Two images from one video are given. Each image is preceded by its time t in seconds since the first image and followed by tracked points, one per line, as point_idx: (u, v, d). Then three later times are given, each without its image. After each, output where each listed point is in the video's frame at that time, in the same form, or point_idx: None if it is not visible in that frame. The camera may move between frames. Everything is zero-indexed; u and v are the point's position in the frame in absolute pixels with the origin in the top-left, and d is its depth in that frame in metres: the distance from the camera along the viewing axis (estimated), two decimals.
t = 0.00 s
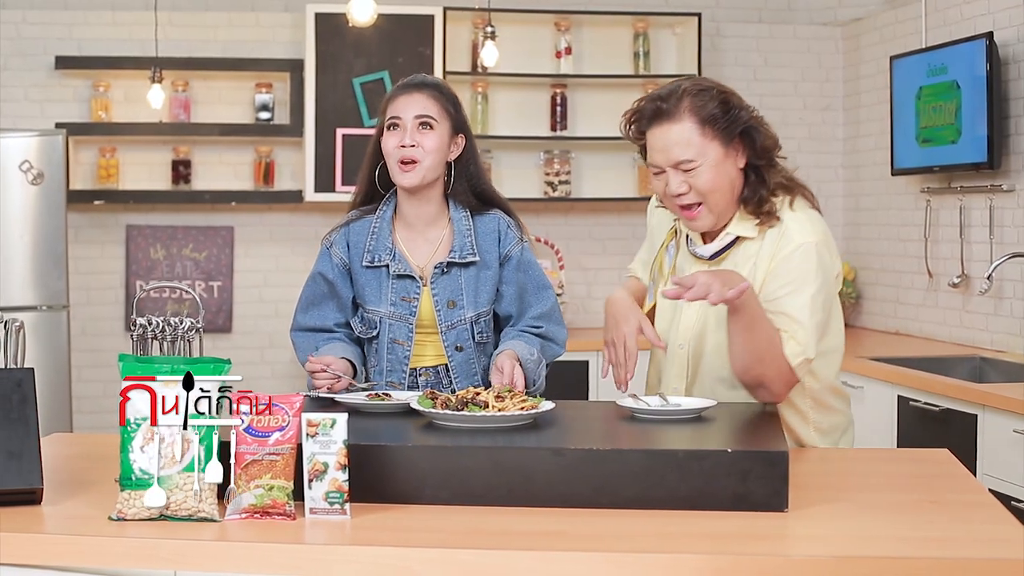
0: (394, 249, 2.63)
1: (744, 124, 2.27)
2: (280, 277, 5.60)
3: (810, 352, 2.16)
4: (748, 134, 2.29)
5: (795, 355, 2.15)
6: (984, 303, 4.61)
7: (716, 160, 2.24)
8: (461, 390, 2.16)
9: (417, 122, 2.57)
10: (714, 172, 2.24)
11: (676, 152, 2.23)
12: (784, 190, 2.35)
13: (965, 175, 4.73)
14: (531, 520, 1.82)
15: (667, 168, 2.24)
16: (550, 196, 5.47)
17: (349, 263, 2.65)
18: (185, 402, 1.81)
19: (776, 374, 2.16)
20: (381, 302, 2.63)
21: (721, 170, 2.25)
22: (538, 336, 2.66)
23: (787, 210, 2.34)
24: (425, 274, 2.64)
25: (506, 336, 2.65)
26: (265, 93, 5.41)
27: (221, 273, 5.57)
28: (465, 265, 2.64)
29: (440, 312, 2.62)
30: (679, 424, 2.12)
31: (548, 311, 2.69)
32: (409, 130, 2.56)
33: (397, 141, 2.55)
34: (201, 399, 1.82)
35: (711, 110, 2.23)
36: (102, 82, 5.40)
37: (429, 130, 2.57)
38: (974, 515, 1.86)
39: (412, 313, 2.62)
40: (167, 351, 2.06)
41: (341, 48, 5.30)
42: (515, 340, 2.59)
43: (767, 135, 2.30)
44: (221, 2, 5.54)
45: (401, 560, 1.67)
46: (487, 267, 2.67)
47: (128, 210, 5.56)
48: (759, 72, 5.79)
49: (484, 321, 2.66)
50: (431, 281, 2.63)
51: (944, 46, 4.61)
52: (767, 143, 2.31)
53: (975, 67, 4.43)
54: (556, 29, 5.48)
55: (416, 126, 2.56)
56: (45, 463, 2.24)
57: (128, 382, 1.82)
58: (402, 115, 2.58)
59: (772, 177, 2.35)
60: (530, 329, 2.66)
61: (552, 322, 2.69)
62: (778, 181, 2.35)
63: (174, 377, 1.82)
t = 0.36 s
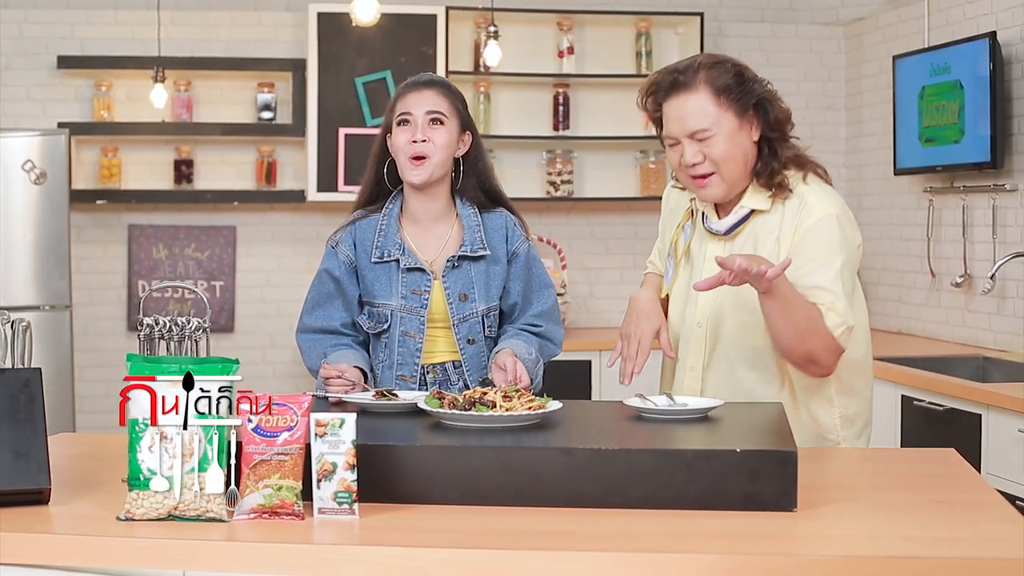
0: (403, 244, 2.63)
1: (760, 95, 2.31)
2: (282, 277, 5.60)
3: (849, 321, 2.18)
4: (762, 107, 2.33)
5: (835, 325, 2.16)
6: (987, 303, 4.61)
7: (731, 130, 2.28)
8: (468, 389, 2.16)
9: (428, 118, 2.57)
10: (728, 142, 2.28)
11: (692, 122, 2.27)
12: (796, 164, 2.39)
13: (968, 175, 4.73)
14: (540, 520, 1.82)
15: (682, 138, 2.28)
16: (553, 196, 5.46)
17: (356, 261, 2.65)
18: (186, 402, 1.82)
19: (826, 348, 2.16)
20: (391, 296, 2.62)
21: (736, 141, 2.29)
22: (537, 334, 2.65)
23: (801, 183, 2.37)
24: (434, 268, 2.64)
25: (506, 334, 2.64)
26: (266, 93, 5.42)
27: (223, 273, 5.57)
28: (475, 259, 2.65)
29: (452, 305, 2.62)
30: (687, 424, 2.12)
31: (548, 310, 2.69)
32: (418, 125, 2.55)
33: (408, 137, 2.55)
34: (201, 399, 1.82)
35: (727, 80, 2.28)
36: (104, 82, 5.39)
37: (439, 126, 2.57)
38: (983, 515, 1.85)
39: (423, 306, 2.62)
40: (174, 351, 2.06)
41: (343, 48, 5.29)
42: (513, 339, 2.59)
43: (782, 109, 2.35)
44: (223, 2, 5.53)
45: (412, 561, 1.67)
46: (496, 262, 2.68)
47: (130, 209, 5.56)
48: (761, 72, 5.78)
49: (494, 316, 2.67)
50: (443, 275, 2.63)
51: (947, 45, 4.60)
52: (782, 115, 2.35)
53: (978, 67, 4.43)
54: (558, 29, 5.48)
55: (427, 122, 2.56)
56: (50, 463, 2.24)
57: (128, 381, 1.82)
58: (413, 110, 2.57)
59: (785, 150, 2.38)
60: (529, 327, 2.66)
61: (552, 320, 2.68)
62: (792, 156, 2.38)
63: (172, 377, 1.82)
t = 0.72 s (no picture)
0: (393, 239, 2.61)
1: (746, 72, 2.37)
2: (282, 277, 5.59)
3: (850, 290, 2.21)
4: (748, 90, 2.36)
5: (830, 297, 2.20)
6: (988, 302, 4.61)
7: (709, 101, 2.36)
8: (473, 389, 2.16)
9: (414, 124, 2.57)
10: (706, 115, 2.36)
11: (678, 92, 2.38)
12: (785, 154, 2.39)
13: (968, 175, 4.73)
14: (547, 520, 1.82)
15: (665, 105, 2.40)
16: (553, 195, 5.45)
17: (345, 259, 2.60)
18: (186, 401, 1.80)
19: (833, 321, 2.19)
20: (383, 285, 2.60)
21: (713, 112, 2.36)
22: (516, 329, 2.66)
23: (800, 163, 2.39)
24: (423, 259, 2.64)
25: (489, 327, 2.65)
26: (266, 92, 5.42)
27: (223, 273, 5.56)
28: (463, 252, 2.65)
29: (443, 294, 2.62)
30: (692, 424, 2.12)
31: (525, 306, 2.70)
32: (406, 131, 2.55)
33: (394, 142, 2.55)
34: (201, 399, 1.81)
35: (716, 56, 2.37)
36: (104, 81, 5.39)
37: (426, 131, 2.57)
38: (990, 514, 1.85)
39: (416, 295, 2.61)
40: (179, 351, 2.05)
41: (344, 47, 5.29)
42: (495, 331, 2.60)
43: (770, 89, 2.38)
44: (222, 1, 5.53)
45: (420, 561, 1.67)
46: (482, 256, 2.68)
47: (130, 209, 5.55)
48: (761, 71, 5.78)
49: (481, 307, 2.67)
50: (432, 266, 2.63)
51: (948, 45, 4.60)
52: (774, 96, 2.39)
53: (978, 66, 4.44)
54: (559, 28, 5.47)
55: (412, 125, 2.56)
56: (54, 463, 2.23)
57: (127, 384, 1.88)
58: (398, 116, 2.57)
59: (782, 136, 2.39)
60: (507, 323, 2.65)
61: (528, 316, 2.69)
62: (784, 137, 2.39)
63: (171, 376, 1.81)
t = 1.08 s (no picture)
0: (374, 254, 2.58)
1: (725, 82, 2.48)
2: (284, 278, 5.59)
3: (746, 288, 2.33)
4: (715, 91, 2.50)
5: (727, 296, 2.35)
6: (990, 303, 4.61)
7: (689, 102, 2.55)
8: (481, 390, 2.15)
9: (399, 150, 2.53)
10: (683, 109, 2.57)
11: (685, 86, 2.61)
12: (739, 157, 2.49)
13: (970, 176, 4.73)
14: (557, 521, 1.81)
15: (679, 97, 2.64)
16: (555, 196, 5.45)
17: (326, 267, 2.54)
18: (186, 401, 1.80)
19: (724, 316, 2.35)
20: (369, 298, 2.57)
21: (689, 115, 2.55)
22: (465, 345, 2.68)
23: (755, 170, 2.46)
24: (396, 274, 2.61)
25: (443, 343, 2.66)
26: (268, 93, 5.42)
27: (224, 274, 5.55)
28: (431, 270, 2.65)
29: (412, 309, 2.61)
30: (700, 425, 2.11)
31: (475, 321, 2.72)
32: (391, 158, 2.52)
33: (379, 169, 2.51)
34: (201, 399, 1.80)
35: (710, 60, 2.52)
36: (105, 82, 5.38)
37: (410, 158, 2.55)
38: (999, 515, 1.85)
39: (399, 310, 2.59)
40: (187, 352, 2.04)
41: (346, 48, 5.29)
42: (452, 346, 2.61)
43: (736, 99, 2.48)
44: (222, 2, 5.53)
45: (431, 562, 1.67)
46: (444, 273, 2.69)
47: (131, 210, 5.54)
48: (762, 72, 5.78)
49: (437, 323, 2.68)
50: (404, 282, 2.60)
51: (950, 45, 4.60)
52: (746, 107, 2.48)
53: (979, 67, 4.44)
54: (560, 29, 5.47)
55: (397, 152, 2.52)
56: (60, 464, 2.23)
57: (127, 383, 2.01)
58: (384, 141, 2.52)
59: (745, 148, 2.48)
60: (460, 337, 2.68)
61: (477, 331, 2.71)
62: (743, 148, 2.48)
63: (171, 377, 1.80)
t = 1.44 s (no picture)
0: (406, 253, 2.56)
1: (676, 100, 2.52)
2: (286, 277, 5.58)
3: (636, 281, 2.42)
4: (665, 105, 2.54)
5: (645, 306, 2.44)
6: (993, 303, 4.61)
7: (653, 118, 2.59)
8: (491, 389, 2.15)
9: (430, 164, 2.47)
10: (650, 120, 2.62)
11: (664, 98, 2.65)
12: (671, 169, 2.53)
13: (973, 176, 4.73)
14: (569, 521, 1.81)
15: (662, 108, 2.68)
16: (557, 196, 5.44)
17: (361, 272, 2.51)
18: (186, 401, 1.80)
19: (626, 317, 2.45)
20: (408, 300, 2.55)
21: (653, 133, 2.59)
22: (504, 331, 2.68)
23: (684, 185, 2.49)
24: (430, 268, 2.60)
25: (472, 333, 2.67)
26: (270, 92, 5.40)
27: (227, 274, 5.55)
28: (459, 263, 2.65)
29: (450, 303, 2.60)
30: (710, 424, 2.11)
31: (501, 304, 2.72)
32: (422, 171, 2.45)
33: (410, 181, 2.45)
34: (201, 399, 1.80)
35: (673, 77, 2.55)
36: (107, 81, 5.37)
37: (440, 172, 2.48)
38: (1011, 514, 1.85)
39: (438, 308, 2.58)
40: (197, 352, 2.03)
41: (348, 48, 5.28)
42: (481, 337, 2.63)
43: (683, 116, 2.50)
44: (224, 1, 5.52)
45: (444, 562, 1.66)
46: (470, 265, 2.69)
47: (133, 209, 5.53)
48: (764, 72, 5.78)
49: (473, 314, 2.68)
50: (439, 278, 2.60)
51: (953, 45, 4.60)
52: (694, 123, 2.49)
53: (981, 67, 4.44)
54: (562, 29, 5.47)
55: (428, 165, 2.46)
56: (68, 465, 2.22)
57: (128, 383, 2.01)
58: (416, 155, 2.46)
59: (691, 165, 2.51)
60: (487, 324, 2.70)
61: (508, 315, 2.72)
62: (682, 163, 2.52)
63: (168, 377, 1.80)
